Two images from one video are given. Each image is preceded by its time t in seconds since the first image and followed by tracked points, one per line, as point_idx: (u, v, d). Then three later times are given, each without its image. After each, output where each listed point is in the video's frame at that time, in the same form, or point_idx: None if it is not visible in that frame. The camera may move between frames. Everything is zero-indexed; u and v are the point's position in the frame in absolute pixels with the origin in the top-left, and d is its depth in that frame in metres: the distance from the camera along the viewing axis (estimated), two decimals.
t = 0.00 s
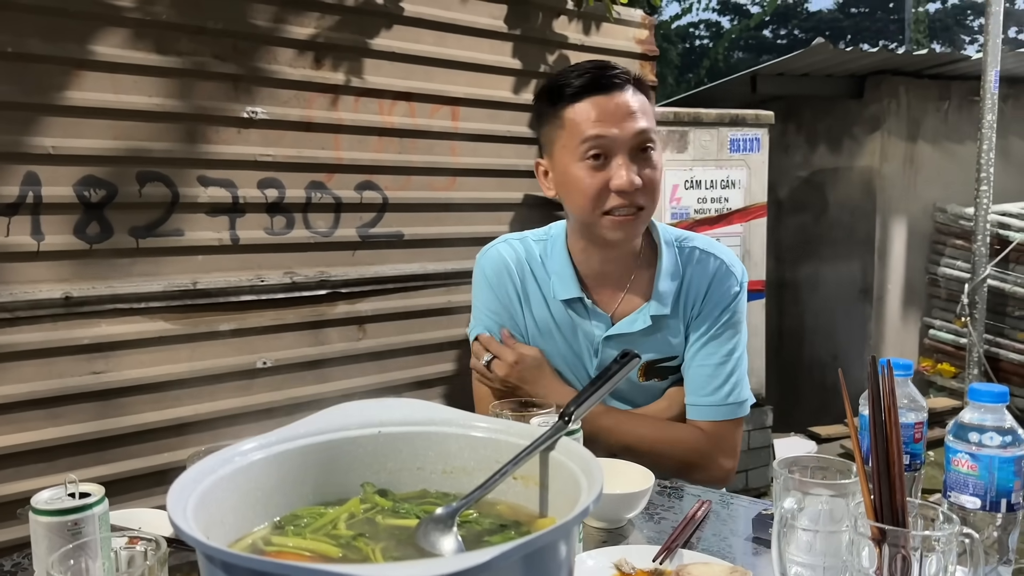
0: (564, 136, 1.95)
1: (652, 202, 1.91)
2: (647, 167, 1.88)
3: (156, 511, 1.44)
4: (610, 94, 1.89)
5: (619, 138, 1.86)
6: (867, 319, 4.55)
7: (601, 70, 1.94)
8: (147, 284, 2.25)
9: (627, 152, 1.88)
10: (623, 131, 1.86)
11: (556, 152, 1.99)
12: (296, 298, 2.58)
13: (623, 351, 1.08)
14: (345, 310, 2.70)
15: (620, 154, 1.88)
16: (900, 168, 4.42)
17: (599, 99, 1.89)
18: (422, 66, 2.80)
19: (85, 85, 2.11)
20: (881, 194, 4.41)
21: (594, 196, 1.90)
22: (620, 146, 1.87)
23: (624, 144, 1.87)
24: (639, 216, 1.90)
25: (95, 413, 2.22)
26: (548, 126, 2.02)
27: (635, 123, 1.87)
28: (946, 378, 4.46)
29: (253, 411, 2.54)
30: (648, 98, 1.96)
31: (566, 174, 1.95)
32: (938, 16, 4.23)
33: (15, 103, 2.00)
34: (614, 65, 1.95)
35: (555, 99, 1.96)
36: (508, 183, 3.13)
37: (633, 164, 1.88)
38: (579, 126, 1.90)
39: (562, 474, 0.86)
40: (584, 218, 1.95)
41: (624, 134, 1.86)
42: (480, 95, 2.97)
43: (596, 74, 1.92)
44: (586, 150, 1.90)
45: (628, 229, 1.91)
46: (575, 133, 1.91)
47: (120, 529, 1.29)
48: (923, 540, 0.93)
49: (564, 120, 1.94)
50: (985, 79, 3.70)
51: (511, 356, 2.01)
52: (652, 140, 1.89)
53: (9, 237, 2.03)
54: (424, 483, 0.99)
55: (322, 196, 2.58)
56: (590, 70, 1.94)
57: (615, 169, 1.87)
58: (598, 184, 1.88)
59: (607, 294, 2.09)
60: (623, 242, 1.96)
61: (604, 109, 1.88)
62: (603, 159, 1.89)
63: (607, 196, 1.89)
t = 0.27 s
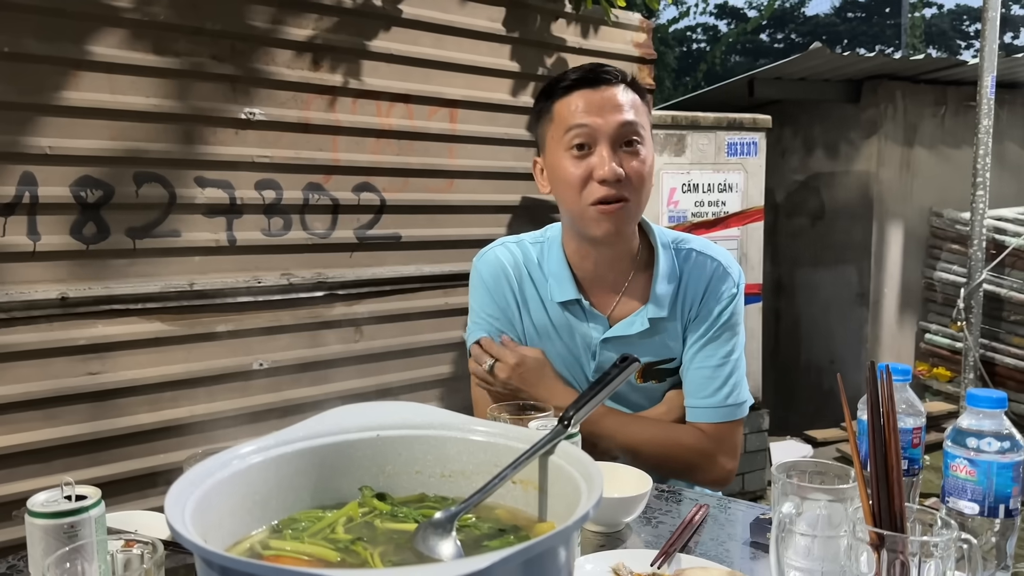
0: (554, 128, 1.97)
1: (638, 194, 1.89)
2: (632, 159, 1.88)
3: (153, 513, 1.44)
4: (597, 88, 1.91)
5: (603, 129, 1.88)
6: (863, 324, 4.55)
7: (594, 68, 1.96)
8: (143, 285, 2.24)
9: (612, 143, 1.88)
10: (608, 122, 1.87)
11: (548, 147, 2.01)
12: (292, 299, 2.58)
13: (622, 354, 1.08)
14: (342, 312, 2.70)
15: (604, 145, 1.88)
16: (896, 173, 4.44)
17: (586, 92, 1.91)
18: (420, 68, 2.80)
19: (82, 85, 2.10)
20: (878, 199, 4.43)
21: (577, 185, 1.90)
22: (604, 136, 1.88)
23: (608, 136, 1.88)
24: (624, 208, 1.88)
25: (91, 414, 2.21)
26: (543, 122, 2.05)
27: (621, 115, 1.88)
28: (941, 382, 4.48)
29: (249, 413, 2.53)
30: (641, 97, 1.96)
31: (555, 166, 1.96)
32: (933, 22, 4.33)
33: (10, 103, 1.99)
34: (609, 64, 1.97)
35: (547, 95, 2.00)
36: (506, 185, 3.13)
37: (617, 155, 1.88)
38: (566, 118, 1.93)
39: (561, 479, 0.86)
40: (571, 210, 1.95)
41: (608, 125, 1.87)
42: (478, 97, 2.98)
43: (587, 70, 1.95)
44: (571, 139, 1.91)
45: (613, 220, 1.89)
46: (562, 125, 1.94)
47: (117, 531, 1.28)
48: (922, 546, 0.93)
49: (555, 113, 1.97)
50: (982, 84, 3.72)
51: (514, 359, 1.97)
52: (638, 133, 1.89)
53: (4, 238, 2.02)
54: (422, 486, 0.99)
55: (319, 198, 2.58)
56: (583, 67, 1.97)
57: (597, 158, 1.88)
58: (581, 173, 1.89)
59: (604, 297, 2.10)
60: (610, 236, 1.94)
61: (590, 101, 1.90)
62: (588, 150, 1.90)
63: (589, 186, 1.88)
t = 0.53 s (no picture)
0: (549, 134, 1.96)
1: (631, 202, 1.89)
2: (625, 167, 1.86)
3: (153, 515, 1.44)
4: (593, 96, 1.90)
5: (597, 138, 1.87)
6: (861, 327, 4.55)
7: (592, 75, 1.95)
8: (142, 286, 2.24)
9: (605, 151, 1.87)
10: (602, 130, 1.86)
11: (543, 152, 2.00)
12: (291, 301, 2.58)
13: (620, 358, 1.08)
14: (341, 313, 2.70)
15: (598, 153, 1.87)
16: (894, 176, 4.44)
17: (582, 100, 1.90)
18: (419, 70, 2.81)
19: (82, 87, 2.11)
20: (876, 202, 4.43)
21: (571, 193, 1.89)
22: (598, 145, 1.87)
23: (602, 144, 1.87)
24: (617, 216, 1.88)
25: (89, 416, 2.21)
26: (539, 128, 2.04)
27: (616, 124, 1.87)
28: (939, 385, 4.48)
29: (248, 415, 2.53)
30: (639, 105, 1.94)
31: (550, 173, 1.96)
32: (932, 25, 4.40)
33: (12, 104, 2.00)
34: (606, 72, 1.96)
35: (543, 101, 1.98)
36: (504, 187, 3.13)
37: (611, 163, 1.87)
38: (560, 125, 1.92)
39: (560, 482, 0.87)
40: (564, 217, 1.95)
41: (602, 134, 1.86)
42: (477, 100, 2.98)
43: (583, 77, 1.94)
44: (565, 147, 1.90)
45: (606, 228, 1.88)
46: (556, 132, 1.93)
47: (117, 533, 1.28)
48: (918, 549, 0.93)
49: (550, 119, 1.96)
50: (980, 88, 3.72)
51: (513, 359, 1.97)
52: (632, 142, 1.87)
53: (3, 239, 2.02)
54: (421, 490, 0.99)
55: (318, 200, 2.58)
56: (580, 74, 1.96)
57: (590, 167, 1.87)
58: (574, 181, 1.88)
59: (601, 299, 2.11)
60: (603, 243, 1.94)
61: (585, 110, 1.88)
62: (581, 158, 1.89)
63: (582, 194, 1.88)
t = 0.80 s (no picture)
0: (545, 138, 1.94)
1: (627, 208, 1.88)
2: (622, 173, 1.85)
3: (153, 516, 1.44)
4: (590, 101, 1.87)
5: (594, 144, 1.84)
6: (859, 328, 4.56)
7: (590, 78, 1.92)
8: (142, 287, 2.24)
9: (601, 158, 1.85)
10: (599, 137, 1.84)
11: (540, 155, 1.98)
12: (291, 302, 2.58)
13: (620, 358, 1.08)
14: (340, 314, 2.71)
15: (594, 159, 1.85)
16: (893, 177, 4.45)
17: (579, 105, 1.87)
18: (419, 72, 2.81)
19: (82, 88, 2.11)
20: (875, 203, 4.43)
21: (566, 200, 1.89)
22: (594, 150, 1.85)
23: (598, 150, 1.85)
24: (613, 222, 1.88)
25: (89, 416, 2.21)
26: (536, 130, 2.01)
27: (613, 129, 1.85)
28: (938, 386, 4.49)
29: (247, 415, 2.53)
30: (637, 108, 1.92)
31: (546, 177, 1.94)
32: (930, 25, 4.36)
33: (10, 105, 2.00)
34: (604, 74, 1.93)
35: (540, 103, 1.95)
36: (504, 188, 3.14)
37: (607, 169, 1.85)
38: (557, 130, 1.89)
39: (561, 482, 0.87)
40: (560, 221, 1.94)
41: (599, 140, 1.84)
42: (477, 101, 2.98)
43: (580, 81, 1.90)
44: (561, 152, 1.89)
45: (602, 234, 1.89)
46: (552, 136, 1.91)
47: (117, 534, 1.28)
48: (918, 549, 0.94)
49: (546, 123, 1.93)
50: (979, 89, 3.73)
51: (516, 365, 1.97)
52: (629, 147, 1.85)
53: (3, 240, 2.02)
54: (422, 490, 0.99)
55: (318, 201, 2.59)
56: (577, 76, 1.92)
57: (586, 173, 1.85)
58: (570, 186, 1.87)
59: (598, 301, 2.10)
60: (599, 246, 1.95)
61: (582, 115, 1.86)
62: (578, 163, 1.88)
63: (578, 200, 1.87)
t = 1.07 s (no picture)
0: (542, 139, 1.94)
1: (623, 208, 1.87)
2: (618, 173, 1.85)
3: (152, 517, 1.44)
4: (586, 101, 1.87)
5: (589, 144, 1.85)
6: (858, 328, 4.57)
7: (587, 79, 1.92)
8: (141, 288, 2.24)
9: (597, 158, 1.85)
10: (594, 138, 1.84)
11: (536, 157, 1.98)
12: (290, 303, 2.58)
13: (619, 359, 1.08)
14: (339, 315, 2.70)
15: (590, 159, 1.86)
16: (893, 176, 4.46)
17: (575, 105, 1.88)
18: (418, 72, 2.81)
19: (81, 89, 2.11)
20: (874, 203, 4.44)
21: (561, 201, 1.88)
22: (590, 151, 1.86)
23: (594, 151, 1.85)
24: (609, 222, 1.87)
25: (88, 418, 2.21)
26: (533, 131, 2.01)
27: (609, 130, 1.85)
28: (937, 386, 4.49)
29: (246, 417, 2.53)
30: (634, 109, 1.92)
31: (542, 179, 1.94)
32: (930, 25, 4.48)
33: (9, 107, 2.00)
34: (601, 76, 1.93)
35: (537, 105, 1.95)
36: (503, 189, 3.13)
37: (602, 170, 1.85)
38: (553, 130, 1.90)
39: (558, 484, 0.87)
40: (557, 221, 1.93)
41: (594, 140, 1.85)
42: (476, 102, 2.98)
43: (577, 82, 1.91)
44: (557, 153, 1.89)
45: (598, 234, 1.88)
46: (549, 137, 1.91)
47: (116, 535, 1.28)
48: (916, 550, 0.94)
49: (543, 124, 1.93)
50: (979, 88, 3.72)
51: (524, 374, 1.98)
52: (625, 147, 1.85)
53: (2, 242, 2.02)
54: (420, 491, 0.99)
55: (317, 202, 2.58)
56: (574, 78, 1.93)
57: (581, 174, 1.85)
58: (566, 187, 1.87)
59: (596, 303, 2.10)
60: (597, 247, 1.94)
61: (578, 115, 1.86)
62: (574, 163, 1.88)
63: (573, 201, 1.87)
